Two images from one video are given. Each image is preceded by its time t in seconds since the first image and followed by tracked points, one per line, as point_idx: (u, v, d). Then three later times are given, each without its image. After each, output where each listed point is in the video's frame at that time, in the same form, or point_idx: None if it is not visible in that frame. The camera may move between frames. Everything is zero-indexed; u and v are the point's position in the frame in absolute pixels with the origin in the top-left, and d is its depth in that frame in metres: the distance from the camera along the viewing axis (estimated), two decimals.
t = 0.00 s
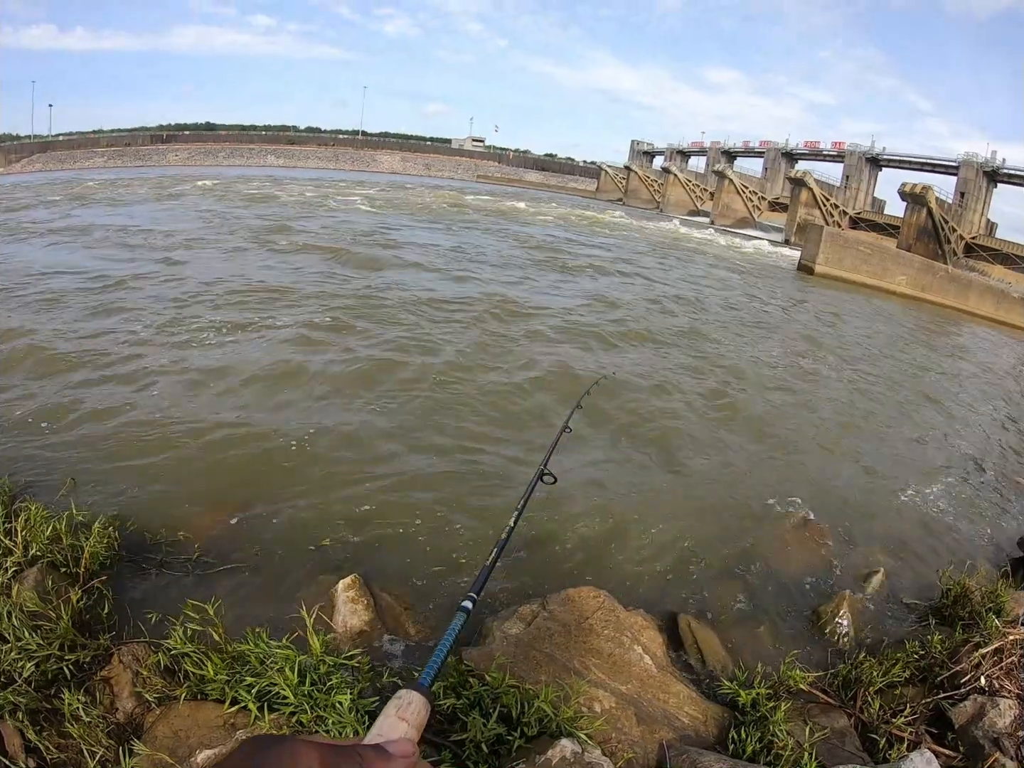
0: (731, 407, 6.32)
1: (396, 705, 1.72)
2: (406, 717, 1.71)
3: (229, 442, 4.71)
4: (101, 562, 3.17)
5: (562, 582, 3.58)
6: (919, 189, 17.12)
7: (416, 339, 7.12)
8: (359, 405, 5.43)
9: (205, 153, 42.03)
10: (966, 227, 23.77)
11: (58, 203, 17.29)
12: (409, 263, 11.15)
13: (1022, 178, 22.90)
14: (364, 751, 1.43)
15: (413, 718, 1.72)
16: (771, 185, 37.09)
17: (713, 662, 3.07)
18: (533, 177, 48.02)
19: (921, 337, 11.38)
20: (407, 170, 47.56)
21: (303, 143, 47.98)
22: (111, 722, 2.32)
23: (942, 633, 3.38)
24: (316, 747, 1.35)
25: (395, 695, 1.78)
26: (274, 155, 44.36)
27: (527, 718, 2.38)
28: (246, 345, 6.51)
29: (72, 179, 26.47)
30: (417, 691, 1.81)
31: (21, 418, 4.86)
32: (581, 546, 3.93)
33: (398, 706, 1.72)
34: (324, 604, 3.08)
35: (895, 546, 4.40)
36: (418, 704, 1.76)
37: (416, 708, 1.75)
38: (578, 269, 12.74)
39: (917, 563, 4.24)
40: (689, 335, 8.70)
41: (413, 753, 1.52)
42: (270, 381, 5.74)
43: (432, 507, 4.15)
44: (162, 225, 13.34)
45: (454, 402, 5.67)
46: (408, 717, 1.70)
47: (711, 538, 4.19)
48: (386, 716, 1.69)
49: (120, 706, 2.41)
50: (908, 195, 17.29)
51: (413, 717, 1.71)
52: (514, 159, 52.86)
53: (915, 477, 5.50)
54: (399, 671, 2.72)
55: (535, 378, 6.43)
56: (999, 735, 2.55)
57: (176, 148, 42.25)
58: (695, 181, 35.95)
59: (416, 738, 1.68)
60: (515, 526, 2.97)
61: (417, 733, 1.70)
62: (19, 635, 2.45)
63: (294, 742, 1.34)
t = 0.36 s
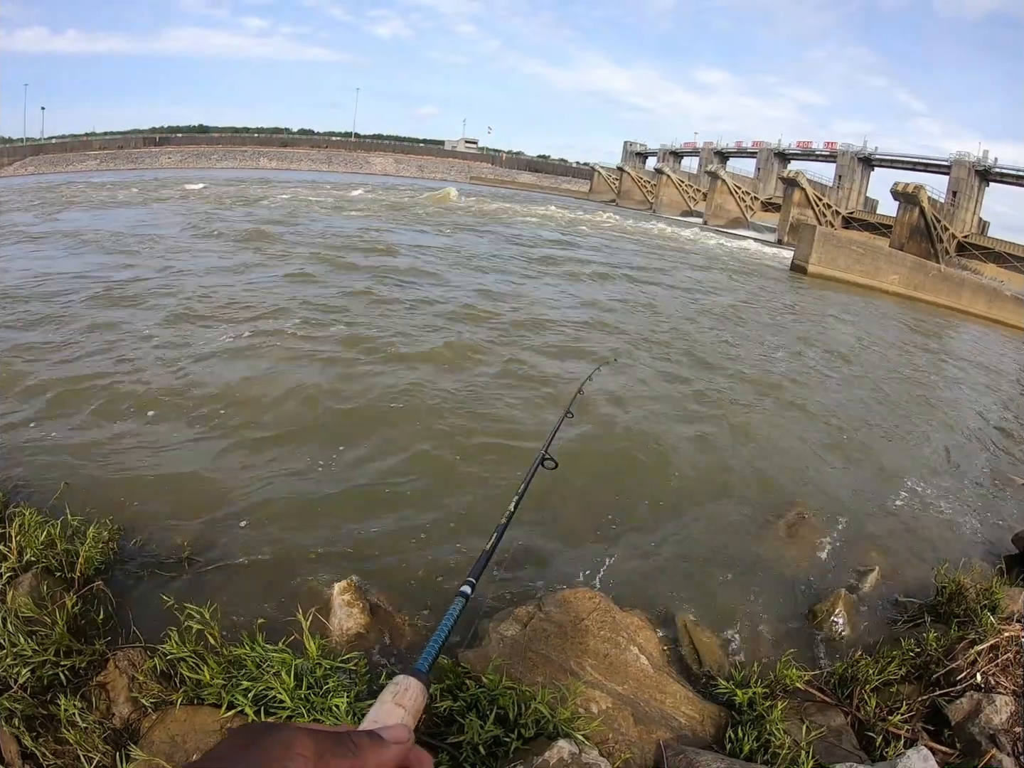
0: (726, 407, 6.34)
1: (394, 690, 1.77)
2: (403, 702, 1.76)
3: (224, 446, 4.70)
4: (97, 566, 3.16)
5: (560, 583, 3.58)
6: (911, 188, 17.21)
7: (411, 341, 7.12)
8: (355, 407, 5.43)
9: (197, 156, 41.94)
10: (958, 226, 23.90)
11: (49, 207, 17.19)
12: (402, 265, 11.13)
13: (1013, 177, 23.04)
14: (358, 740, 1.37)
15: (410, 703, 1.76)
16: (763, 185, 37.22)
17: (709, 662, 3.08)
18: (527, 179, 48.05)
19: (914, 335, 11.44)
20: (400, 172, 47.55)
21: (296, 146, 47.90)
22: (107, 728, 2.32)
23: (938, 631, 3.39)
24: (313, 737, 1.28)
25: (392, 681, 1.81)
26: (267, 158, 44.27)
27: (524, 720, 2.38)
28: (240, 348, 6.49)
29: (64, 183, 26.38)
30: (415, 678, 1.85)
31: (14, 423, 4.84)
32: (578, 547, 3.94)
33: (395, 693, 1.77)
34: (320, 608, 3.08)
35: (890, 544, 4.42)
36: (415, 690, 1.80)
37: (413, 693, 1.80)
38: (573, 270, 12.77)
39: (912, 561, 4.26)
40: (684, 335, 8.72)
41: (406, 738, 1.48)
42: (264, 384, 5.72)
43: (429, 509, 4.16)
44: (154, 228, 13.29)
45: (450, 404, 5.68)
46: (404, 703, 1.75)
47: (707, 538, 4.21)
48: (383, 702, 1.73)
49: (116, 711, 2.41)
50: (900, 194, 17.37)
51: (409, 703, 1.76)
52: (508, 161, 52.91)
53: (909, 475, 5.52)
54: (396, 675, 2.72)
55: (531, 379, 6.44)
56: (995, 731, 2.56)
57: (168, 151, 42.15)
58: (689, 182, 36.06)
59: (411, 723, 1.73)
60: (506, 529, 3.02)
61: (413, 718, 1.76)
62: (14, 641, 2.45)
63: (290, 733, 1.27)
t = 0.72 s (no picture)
0: (721, 406, 6.34)
1: (378, 676, 1.72)
2: (389, 686, 1.71)
3: (219, 449, 4.69)
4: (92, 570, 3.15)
5: (557, 584, 3.58)
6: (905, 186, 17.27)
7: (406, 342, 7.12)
8: (349, 409, 5.42)
9: (190, 158, 41.79)
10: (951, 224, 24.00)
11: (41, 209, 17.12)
12: (397, 266, 11.12)
13: (1005, 175, 23.16)
14: (344, 721, 1.36)
15: (396, 687, 1.73)
16: (757, 185, 37.32)
17: (706, 662, 3.08)
18: (521, 180, 48.08)
19: (907, 333, 11.47)
20: (395, 174, 47.52)
21: (290, 147, 47.82)
22: (103, 732, 2.31)
23: (933, 628, 3.41)
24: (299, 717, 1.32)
25: (377, 666, 1.77)
26: (261, 160, 44.19)
27: (520, 721, 2.38)
28: (235, 350, 6.48)
29: (53, 185, 26.16)
30: (399, 663, 1.82)
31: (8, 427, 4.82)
32: (575, 547, 3.94)
33: (381, 677, 1.72)
34: (316, 611, 3.07)
35: (885, 541, 4.44)
36: (400, 673, 1.77)
37: (399, 678, 1.76)
38: (567, 270, 12.76)
39: (908, 558, 4.27)
40: (679, 335, 8.72)
41: (393, 720, 1.47)
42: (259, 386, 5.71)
43: (424, 511, 4.15)
44: (147, 231, 13.26)
45: (445, 405, 5.66)
46: (390, 687, 1.70)
47: (703, 537, 4.21)
48: (369, 685, 1.69)
49: (112, 716, 2.40)
50: (893, 192, 17.44)
51: (394, 686, 1.72)
52: (503, 161, 52.94)
53: (904, 472, 5.54)
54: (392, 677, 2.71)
55: (526, 379, 6.44)
56: (992, 727, 2.57)
57: (161, 153, 41.98)
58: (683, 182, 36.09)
59: (397, 706, 1.69)
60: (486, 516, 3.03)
61: (398, 702, 1.72)
62: (9, 646, 2.44)
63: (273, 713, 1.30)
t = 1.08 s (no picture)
0: (719, 407, 6.35)
1: (369, 666, 1.61)
2: (380, 677, 1.60)
3: (217, 451, 4.68)
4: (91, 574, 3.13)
5: (557, 586, 3.58)
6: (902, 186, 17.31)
7: (404, 343, 7.13)
8: (348, 411, 5.42)
9: (187, 160, 41.79)
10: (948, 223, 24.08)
11: (36, 211, 17.08)
12: (395, 268, 11.14)
13: (1001, 174, 23.23)
14: (333, 714, 1.30)
15: (387, 678, 1.61)
16: (754, 185, 37.42)
17: (706, 663, 3.07)
18: (518, 181, 48.13)
19: (905, 332, 11.50)
20: (392, 175, 47.52)
21: (287, 149, 47.83)
22: (102, 737, 2.30)
23: (933, 628, 3.41)
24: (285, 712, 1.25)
25: (367, 656, 1.65)
26: (258, 161, 44.16)
27: (521, 723, 2.38)
28: (233, 352, 6.48)
29: (46, 187, 26.10)
30: (390, 653, 1.70)
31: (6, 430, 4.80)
32: (575, 549, 3.94)
33: (371, 667, 1.61)
34: (315, 613, 3.06)
35: (884, 541, 4.44)
36: (391, 664, 1.65)
37: (390, 668, 1.64)
38: (565, 271, 12.77)
39: (907, 558, 4.28)
40: (677, 335, 8.73)
41: (384, 711, 1.40)
42: (257, 388, 5.70)
43: (424, 513, 4.14)
44: (144, 233, 13.25)
45: (445, 407, 5.65)
46: (381, 678, 1.59)
47: (702, 538, 4.21)
48: (359, 676, 1.57)
49: (111, 720, 2.39)
50: (890, 192, 17.47)
51: (386, 677, 1.60)
52: (500, 162, 52.97)
53: (902, 471, 5.55)
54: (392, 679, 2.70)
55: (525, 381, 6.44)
56: (992, 727, 2.57)
57: (158, 156, 41.97)
58: (680, 182, 36.15)
59: (390, 699, 1.58)
60: (482, 502, 2.94)
61: (390, 693, 1.61)
62: (7, 650, 2.43)
63: (260, 704, 1.23)
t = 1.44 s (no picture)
0: (721, 407, 6.35)
1: (366, 677, 1.60)
2: (377, 688, 1.59)
3: (216, 451, 4.69)
4: (91, 576, 3.13)
5: (558, 586, 3.58)
6: (901, 185, 17.31)
7: (404, 344, 7.13)
8: (350, 412, 5.41)
9: (187, 161, 41.81)
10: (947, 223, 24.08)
11: (36, 212, 17.08)
12: (394, 268, 11.14)
13: (1000, 173, 23.24)
14: (331, 725, 1.30)
15: (385, 690, 1.60)
16: (754, 185, 37.42)
17: (707, 663, 3.07)
18: (518, 181, 48.13)
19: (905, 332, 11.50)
20: (391, 176, 47.53)
21: (286, 150, 47.83)
22: (103, 738, 2.30)
23: (934, 627, 3.41)
24: (279, 721, 1.25)
25: (366, 667, 1.64)
26: (257, 162, 44.18)
27: (521, 724, 2.38)
28: (234, 353, 6.49)
29: (45, 188, 26.07)
30: (387, 664, 1.69)
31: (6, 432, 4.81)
32: (577, 550, 3.93)
33: (369, 679, 1.60)
34: (315, 615, 3.06)
35: (885, 541, 4.44)
36: (389, 675, 1.64)
37: (388, 679, 1.63)
38: (565, 271, 12.77)
39: (908, 557, 4.28)
40: (678, 335, 8.72)
41: (382, 723, 1.42)
42: (257, 389, 5.70)
43: (426, 514, 4.14)
44: (144, 233, 13.25)
45: (446, 407, 5.65)
46: (379, 690, 1.58)
47: (703, 538, 4.21)
48: (356, 688, 1.57)
49: (112, 721, 2.38)
50: (890, 191, 17.48)
51: (383, 688, 1.59)
52: (499, 163, 52.98)
53: (902, 471, 5.56)
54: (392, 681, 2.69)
55: (525, 381, 6.44)
56: (993, 726, 2.57)
57: (158, 157, 41.95)
58: (680, 182, 36.14)
59: (386, 710, 1.57)
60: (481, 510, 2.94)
61: (387, 704, 1.60)
62: (8, 652, 2.43)
63: (259, 715, 1.24)
